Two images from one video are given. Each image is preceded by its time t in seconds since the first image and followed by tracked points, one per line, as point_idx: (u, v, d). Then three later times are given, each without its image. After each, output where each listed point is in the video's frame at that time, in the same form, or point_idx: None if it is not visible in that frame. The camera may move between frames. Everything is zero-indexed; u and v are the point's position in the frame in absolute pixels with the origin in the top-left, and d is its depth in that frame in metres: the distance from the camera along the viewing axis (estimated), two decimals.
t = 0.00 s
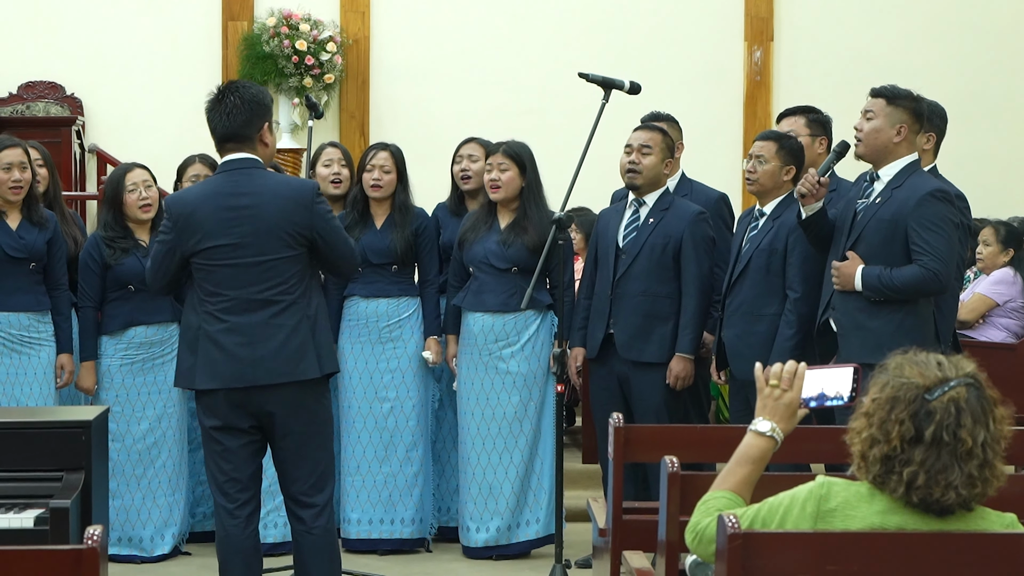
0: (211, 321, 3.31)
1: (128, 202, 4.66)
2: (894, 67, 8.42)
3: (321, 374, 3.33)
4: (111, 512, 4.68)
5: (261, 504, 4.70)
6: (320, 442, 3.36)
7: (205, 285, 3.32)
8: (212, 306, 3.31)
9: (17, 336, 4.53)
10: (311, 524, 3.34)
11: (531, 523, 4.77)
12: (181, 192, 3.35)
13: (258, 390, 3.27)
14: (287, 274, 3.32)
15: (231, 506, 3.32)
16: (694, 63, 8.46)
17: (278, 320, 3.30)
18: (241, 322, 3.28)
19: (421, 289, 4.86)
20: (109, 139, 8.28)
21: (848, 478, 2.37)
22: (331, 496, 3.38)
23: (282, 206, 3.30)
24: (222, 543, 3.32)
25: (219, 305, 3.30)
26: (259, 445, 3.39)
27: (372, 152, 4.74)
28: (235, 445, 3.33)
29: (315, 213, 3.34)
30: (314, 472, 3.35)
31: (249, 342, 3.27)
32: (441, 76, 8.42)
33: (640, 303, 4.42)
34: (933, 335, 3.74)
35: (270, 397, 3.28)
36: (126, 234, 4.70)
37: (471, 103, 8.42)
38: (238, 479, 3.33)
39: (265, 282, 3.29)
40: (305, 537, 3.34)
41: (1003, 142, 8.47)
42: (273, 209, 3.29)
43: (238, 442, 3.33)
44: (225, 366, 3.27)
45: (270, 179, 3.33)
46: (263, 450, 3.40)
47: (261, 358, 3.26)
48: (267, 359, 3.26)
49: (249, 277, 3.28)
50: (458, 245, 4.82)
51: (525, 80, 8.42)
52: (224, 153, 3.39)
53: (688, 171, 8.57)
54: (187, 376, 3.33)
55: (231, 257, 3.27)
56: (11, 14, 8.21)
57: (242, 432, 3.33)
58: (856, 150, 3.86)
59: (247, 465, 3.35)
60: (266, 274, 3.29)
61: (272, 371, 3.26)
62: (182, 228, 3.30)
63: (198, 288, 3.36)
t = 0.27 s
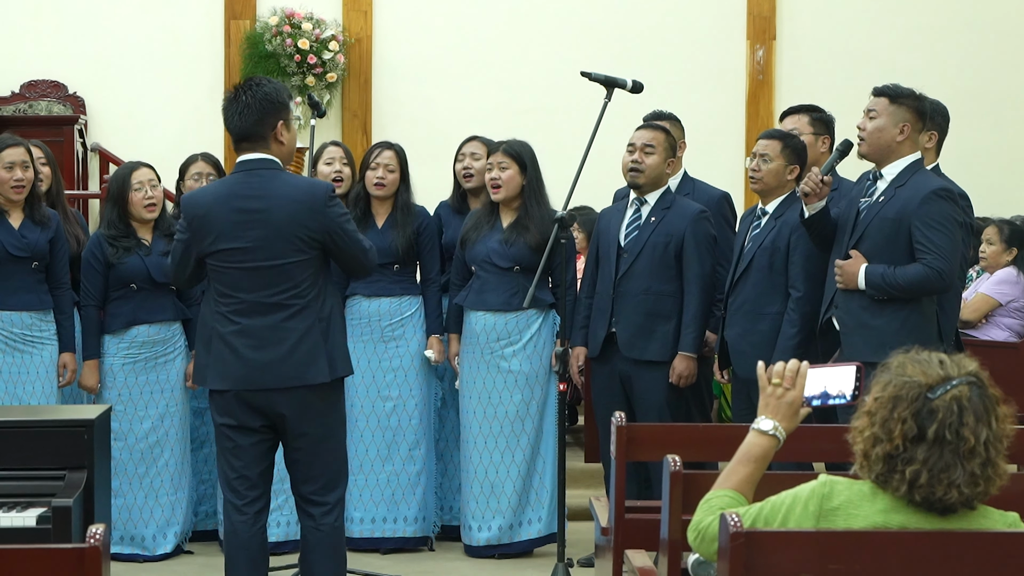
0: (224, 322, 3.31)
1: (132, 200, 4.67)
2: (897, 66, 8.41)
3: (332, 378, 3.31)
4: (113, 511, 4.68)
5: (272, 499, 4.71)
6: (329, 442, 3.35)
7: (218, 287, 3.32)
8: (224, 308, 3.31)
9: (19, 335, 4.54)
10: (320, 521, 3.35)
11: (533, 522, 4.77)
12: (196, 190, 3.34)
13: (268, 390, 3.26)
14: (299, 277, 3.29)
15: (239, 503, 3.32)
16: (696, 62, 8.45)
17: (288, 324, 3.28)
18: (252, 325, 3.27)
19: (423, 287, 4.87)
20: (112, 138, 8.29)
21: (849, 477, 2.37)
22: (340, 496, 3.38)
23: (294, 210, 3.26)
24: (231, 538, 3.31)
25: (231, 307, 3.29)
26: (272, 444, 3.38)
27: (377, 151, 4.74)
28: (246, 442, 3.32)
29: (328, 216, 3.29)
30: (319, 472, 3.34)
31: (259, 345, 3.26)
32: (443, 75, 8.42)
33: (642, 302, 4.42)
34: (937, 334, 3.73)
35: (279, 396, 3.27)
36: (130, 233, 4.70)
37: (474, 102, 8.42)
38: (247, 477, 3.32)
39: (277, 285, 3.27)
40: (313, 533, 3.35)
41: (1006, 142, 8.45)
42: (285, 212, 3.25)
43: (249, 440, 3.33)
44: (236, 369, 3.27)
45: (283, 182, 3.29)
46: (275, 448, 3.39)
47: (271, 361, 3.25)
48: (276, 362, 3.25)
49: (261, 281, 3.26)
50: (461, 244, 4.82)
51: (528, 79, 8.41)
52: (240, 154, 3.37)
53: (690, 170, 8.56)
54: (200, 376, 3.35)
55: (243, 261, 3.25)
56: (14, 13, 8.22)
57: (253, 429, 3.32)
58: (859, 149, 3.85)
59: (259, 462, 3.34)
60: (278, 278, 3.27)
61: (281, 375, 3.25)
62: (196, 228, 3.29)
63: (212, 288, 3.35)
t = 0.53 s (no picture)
0: (245, 325, 3.31)
1: (135, 199, 4.67)
2: (899, 65, 8.41)
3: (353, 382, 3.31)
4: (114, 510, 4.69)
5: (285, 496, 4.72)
6: (340, 440, 3.33)
7: (239, 290, 3.32)
8: (246, 311, 3.31)
9: (21, 334, 4.54)
10: (331, 518, 3.35)
11: (534, 521, 4.77)
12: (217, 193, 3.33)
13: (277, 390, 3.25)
14: (319, 281, 3.28)
15: (252, 500, 3.31)
16: (698, 61, 8.44)
17: (309, 328, 3.27)
18: (274, 329, 3.27)
19: (425, 286, 4.87)
20: (114, 137, 8.29)
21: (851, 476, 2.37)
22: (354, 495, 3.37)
23: (314, 214, 3.25)
24: (241, 536, 3.30)
25: (253, 310, 3.29)
26: (289, 444, 3.37)
27: (377, 150, 4.74)
28: (264, 440, 3.32)
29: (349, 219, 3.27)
30: (326, 471, 3.34)
31: (280, 349, 3.25)
32: (445, 74, 8.42)
33: (643, 300, 4.42)
34: (939, 333, 3.73)
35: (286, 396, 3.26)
36: (131, 231, 4.71)
37: (475, 102, 8.42)
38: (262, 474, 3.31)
39: (298, 289, 3.26)
40: (323, 531, 3.34)
41: (1008, 141, 8.45)
42: (306, 216, 3.25)
43: (267, 438, 3.32)
44: (257, 372, 3.26)
45: (303, 185, 3.28)
46: (292, 448, 3.37)
47: (292, 365, 3.24)
48: (296, 366, 3.24)
49: (282, 285, 3.26)
50: (462, 243, 4.81)
51: (529, 79, 8.41)
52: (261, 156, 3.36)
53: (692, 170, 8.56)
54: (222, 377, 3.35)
55: (264, 264, 3.25)
56: (16, 13, 8.22)
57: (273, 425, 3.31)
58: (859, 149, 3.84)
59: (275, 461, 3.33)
60: (299, 282, 3.26)
61: (302, 379, 3.24)
62: (217, 232, 3.29)
63: (234, 290, 3.35)
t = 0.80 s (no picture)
0: (269, 322, 3.30)
1: (137, 198, 4.67)
2: (899, 64, 8.40)
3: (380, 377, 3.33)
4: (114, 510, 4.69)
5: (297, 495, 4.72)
6: (351, 437, 3.32)
7: (264, 287, 3.31)
8: (270, 308, 3.30)
9: (21, 334, 4.54)
10: (343, 519, 3.33)
11: (535, 521, 4.78)
12: (240, 190, 3.30)
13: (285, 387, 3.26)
14: (346, 278, 3.29)
15: (268, 499, 3.31)
16: (699, 61, 8.44)
17: (334, 325, 3.28)
18: (300, 326, 3.27)
19: (426, 286, 4.88)
20: (115, 136, 8.30)
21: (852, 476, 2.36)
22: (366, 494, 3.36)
23: (341, 212, 3.25)
24: (252, 533, 3.29)
25: (278, 307, 3.29)
26: (306, 444, 3.36)
27: (375, 148, 4.75)
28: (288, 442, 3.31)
29: (377, 218, 3.28)
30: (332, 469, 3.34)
31: (306, 346, 3.26)
32: (445, 74, 8.42)
33: (644, 300, 4.42)
34: (939, 332, 3.73)
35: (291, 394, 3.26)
36: (132, 230, 4.71)
37: (475, 101, 8.42)
38: (281, 475, 3.32)
39: (324, 287, 3.27)
40: (333, 531, 3.32)
41: (1009, 140, 8.45)
42: (334, 215, 3.25)
43: (288, 438, 3.32)
44: (282, 368, 3.26)
45: (330, 184, 3.28)
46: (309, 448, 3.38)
47: (319, 362, 3.25)
48: (322, 363, 3.25)
49: (309, 282, 3.26)
50: (463, 243, 4.81)
51: (530, 78, 8.41)
52: (284, 155, 3.36)
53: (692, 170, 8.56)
54: (243, 373, 3.34)
55: (291, 263, 3.24)
56: (16, 12, 8.23)
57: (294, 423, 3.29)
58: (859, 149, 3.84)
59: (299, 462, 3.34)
60: (326, 280, 3.27)
61: (328, 375, 3.25)
62: (241, 230, 3.26)
63: (256, 287, 3.34)
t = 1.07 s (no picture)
0: (283, 317, 3.29)
1: (138, 197, 4.66)
2: (900, 64, 8.40)
3: (393, 378, 3.34)
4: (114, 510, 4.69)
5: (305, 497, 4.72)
6: (360, 434, 3.33)
7: (279, 282, 3.30)
8: (285, 303, 3.29)
9: (21, 334, 4.54)
10: (347, 520, 3.31)
11: (536, 520, 4.78)
12: (259, 185, 3.31)
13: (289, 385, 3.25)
14: (363, 276, 3.31)
15: (273, 500, 3.29)
16: (699, 60, 8.44)
17: (348, 323, 3.29)
18: (315, 322, 3.27)
19: (427, 286, 4.88)
20: (115, 136, 8.29)
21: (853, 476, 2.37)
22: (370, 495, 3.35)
23: (362, 210, 3.27)
24: (255, 534, 3.28)
25: (293, 303, 3.28)
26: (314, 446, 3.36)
27: (375, 148, 4.75)
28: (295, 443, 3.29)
29: (396, 217, 3.31)
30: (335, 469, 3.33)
31: (320, 342, 3.26)
32: (445, 74, 8.42)
33: (644, 300, 4.42)
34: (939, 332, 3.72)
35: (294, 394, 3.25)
36: (133, 230, 4.71)
37: (476, 101, 8.42)
38: (287, 476, 3.30)
39: (340, 284, 3.28)
40: (338, 532, 3.31)
41: (1010, 141, 8.44)
42: (354, 213, 3.26)
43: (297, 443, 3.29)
44: (295, 364, 3.25)
45: (352, 182, 3.30)
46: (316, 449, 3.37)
47: (333, 359, 3.25)
48: (337, 360, 3.25)
49: (326, 279, 3.26)
50: (462, 243, 4.81)
51: (530, 78, 8.41)
52: (308, 150, 3.37)
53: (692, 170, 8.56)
54: (254, 369, 3.32)
55: (310, 258, 3.25)
56: (16, 12, 8.23)
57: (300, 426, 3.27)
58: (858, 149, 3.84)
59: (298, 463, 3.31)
60: (343, 277, 3.28)
61: (342, 373, 3.25)
62: (260, 224, 3.26)
63: (270, 283, 3.33)
